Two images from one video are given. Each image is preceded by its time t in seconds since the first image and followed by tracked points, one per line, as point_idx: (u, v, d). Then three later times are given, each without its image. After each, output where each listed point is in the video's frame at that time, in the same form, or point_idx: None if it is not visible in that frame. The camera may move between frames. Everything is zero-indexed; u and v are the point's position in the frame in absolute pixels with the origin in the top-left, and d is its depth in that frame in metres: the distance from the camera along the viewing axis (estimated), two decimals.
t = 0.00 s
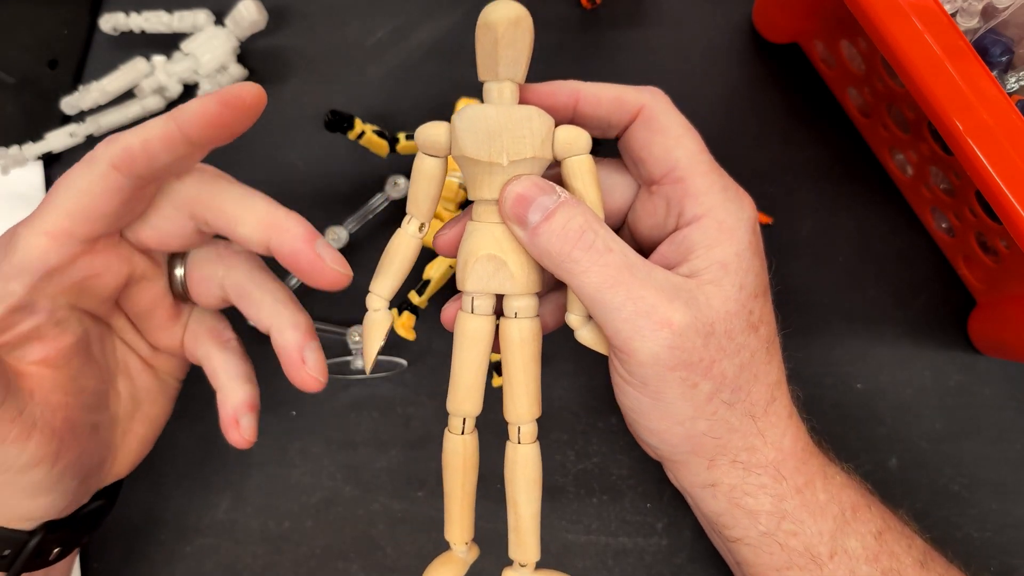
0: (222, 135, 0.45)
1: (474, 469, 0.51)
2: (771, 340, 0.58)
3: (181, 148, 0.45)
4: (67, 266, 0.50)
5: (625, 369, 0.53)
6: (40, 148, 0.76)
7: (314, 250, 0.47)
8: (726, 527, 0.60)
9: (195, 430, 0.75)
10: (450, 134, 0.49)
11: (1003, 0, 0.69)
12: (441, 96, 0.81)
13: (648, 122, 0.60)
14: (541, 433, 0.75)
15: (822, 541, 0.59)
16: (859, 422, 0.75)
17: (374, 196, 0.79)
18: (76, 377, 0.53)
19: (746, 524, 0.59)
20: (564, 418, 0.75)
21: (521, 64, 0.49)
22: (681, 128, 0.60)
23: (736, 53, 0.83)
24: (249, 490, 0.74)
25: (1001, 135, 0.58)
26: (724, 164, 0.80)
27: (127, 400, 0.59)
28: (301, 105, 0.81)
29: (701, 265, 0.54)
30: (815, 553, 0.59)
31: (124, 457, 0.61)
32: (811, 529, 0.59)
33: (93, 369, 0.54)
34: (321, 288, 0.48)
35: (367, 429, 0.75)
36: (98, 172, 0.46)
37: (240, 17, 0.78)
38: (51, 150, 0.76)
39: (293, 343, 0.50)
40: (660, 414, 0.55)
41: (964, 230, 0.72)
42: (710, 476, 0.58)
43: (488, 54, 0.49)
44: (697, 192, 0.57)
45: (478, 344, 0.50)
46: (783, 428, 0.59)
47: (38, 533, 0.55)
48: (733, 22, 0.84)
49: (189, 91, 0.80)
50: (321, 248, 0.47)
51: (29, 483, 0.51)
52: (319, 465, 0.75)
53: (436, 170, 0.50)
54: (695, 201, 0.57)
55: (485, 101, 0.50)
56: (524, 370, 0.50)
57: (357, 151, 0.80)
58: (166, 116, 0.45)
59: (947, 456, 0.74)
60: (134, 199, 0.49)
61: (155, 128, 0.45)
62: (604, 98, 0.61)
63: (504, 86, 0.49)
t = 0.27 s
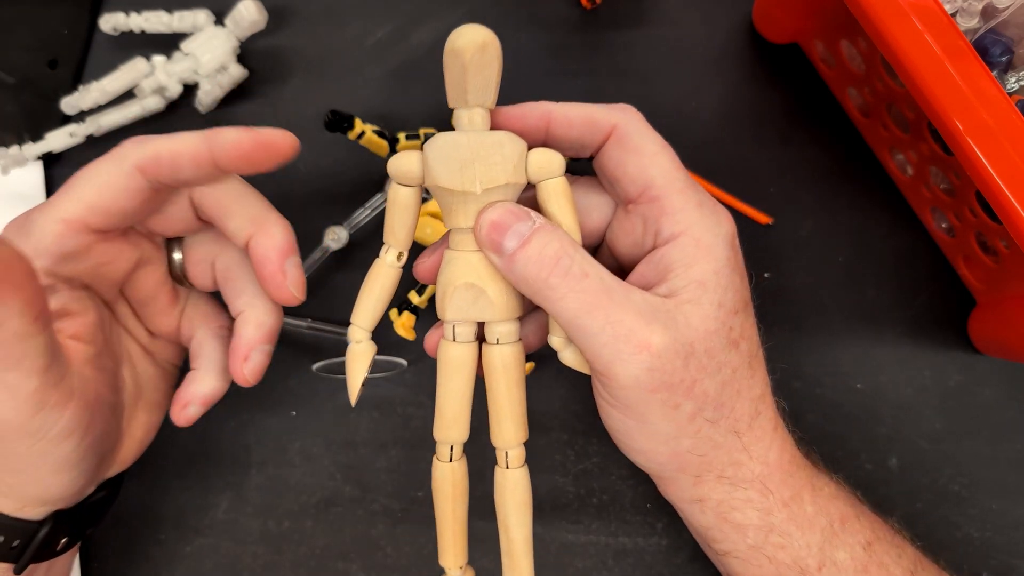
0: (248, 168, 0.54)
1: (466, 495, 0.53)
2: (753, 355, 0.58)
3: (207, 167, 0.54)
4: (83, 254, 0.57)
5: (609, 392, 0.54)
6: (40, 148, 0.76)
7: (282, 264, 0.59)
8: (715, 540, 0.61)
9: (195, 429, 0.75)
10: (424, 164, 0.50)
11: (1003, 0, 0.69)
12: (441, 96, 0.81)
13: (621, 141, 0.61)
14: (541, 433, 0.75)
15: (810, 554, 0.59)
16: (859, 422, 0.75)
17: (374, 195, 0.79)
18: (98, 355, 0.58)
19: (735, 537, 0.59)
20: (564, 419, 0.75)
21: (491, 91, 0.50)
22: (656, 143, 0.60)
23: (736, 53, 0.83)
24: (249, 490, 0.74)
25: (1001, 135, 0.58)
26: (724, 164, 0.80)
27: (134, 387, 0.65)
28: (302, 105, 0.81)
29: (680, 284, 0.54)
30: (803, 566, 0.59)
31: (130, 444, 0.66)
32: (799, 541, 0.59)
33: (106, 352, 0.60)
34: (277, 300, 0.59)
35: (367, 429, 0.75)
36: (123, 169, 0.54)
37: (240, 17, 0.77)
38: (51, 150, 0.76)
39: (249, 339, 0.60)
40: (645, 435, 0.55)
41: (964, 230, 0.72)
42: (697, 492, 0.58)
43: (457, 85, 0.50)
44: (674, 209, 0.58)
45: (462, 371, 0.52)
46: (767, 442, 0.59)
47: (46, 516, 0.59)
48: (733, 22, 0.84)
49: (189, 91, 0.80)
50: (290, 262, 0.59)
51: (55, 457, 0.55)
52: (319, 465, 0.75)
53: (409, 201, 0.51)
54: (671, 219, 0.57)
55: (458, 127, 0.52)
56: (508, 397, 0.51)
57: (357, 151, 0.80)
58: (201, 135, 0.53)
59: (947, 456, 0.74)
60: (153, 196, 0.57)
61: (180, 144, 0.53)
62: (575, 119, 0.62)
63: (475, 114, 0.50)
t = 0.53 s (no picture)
0: (267, 171, 0.57)
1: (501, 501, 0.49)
2: (766, 351, 0.58)
3: (229, 167, 0.57)
4: (101, 238, 0.60)
5: (619, 383, 0.54)
6: (40, 148, 0.76)
7: (310, 264, 0.61)
8: (723, 537, 0.61)
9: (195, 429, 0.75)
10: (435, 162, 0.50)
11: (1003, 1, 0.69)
12: (441, 96, 0.81)
13: (637, 135, 0.61)
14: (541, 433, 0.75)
15: (820, 553, 0.59)
16: (859, 422, 0.75)
17: (374, 195, 0.79)
18: (100, 335, 0.60)
19: (744, 535, 0.59)
20: (564, 419, 0.75)
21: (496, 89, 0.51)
22: (671, 137, 0.61)
23: (735, 53, 0.83)
24: (249, 490, 0.74)
25: (1001, 134, 0.58)
26: (724, 164, 0.80)
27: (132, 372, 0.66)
28: (302, 105, 0.81)
29: (695, 277, 0.55)
30: (813, 565, 0.59)
31: (122, 429, 0.67)
32: (809, 541, 0.59)
33: (110, 336, 0.62)
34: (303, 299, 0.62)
35: (367, 429, 0.75)
36: (149, 163, 0.57)
37: (240, 17, 0.78)
38: (51, 150, 0.76)
39: (276, 334, 0.61)
40: (654, 428, 0.55)
41: (964, 230, 0.72)
42: (706, 487, 0.58)
43: (462, 82, 0.50)
44: (689, 203, 0.58)
45: (491, 366, 0.50)
46: (779, 439, 0.60)
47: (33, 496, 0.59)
48: (733, 22, 0.84)
49: (189, 91, 0.80)
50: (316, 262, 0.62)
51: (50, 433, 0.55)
52: (319, 465, 0.75)
53: (423, 204, 0.51)
54: (687, 212, 0.58)
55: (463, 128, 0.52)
56: (541, 392, 0.50)
57: (357, 152, 0.80)
58: (226, 136, 0.56)
59: (948, 456, 0.74)
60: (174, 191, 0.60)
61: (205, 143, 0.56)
62: (588, 110, 0.62)
63: (482, 111, 0.51)
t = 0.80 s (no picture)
0: (277, 179, 0.56)
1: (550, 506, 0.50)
2: (783, 353, 0.59)
3: (239, 176, 0.56)
4: (107, 245, 0.60)
5: (631, 378, 0.54)
6: (40, 148, 0.76)
7: (324, 271, 0.60)
8: (731, 538, 0.60)
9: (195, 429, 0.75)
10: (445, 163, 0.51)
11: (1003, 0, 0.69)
12: (441, 95, 0.81)
13: (666, 128, 0.61)
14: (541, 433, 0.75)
15: (828, 555, 0.59)
16: (859, 422, 0.75)
17: (374, 195, 0.79)
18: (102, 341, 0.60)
19: (752, 536, 0.59)
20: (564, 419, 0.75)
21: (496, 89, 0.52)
22: (698, 132, 0.61)
23: (736, 53, 0.83)
24: (249, 490, 0.74)
25: (1000, 134, 0.58)
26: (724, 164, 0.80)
27: (133, 379, 0.66)
28: (301, 105, 0.81)
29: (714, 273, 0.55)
30: (821, 566, 0.59)
31: (124, 435, 0.67)
32: (818, 542, 0.59)
33: (112, 343, 0.62)
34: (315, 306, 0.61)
35: (367, 429, 0.75)
36: (159, 170, 0.57)
37: (240, 17, 0.77)
38: (51, 150, 0.76)
39: (284, 343, 0.61)
40: (665, 425, 0.55)
41: (964, 230, 0.72)
42: (716, 488, 0.58)
43: (466, 88, 0.51)
44: (712, 198, 0.58)
45: (520, 369, 0.50)
46: (790, 441, 0.60)
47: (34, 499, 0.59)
48: (733, 22, 0.84)
49: (189, 91, 0.80)
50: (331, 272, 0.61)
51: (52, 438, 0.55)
52: (319, 465, 0.75)
53: (435, 209, 0.52)
54: (710, 208, 0.58)
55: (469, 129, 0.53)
56: (578, 390, 0.50)
57: (356, 151, 0.80)
58: (238, 145, 0.55)
59: (947, 456, 0.74)
60: (183, 200, 0.59)
61: (212, 152, 0.55)
62: (618, 108, 0.60)
63: (486, 111, 0.52)
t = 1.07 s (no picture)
0: (287, 181, 0.56)
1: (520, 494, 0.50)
2: (770, 348, 0.59)
3: (248, 178, 0.56)
4: (118, 244, 0.60)
5: (617, 371, 0.54)
6: (40, 148, 0.76)
7: (336, 265, 0.60)
8: (722, 533, 0.60)
9: (195, 429, 0.75)
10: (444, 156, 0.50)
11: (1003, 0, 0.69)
12: (441, 95, 0.81)
13: (658, 127, 0.60)
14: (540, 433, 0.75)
15: (819, 549, 0.59)
16: (858, 422, 0.75)
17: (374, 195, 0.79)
18: (113, 338, 0.60)
19: (743, 531, 0.59)
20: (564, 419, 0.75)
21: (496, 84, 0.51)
22: (689, 130, 0.60)
23: (736, 53, 0.83)
24: (249, 490, 0.74)
25: (1000, 134, 0.58)
26: (725, 164, 0.80)
27: (140, 377, 0.66)
28: (301, 105, 0.81)
29: (702, 269, 0.55)
30: (813, 561, 0.59)
31: (130, 432, 0.67)
32: (809, 538, 0.59)
33: (122, 340, 0.62)
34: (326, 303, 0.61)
35: (367, 429, 0.75)
36: (170, 171, 0.57)
37: (240, 18, 0.77)
38: (51, 150, 0.76)
39: (292, 342, 0.61)
40: (651, 417, 0.55)
41: (964, 230, 0.72)
42: (705, 483, 0.58)
43: (466, 82, 0.50)
44: (700, 196, 0.58)
45: (502, 360, 0.50)
46: (779, 437, 0.60)
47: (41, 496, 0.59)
48: (733, 22, 0.84)
49: (189, 91, 0.80)
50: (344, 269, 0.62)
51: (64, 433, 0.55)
52: (319, 465, 0.75)
53: (427, 200, 0.51)
54: (698, 205, 0.58)
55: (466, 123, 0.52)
56: (555, 384, 0.50)
57: (356, 151, 0.80)
58: (247, 147, 0.56)
59: (947, 456, 0.74)
60: (193, 200, 0.60)
61: (224, 154, 0.56)
62: (613, 109, 0.60)
63: (484, 106, 0.51)
